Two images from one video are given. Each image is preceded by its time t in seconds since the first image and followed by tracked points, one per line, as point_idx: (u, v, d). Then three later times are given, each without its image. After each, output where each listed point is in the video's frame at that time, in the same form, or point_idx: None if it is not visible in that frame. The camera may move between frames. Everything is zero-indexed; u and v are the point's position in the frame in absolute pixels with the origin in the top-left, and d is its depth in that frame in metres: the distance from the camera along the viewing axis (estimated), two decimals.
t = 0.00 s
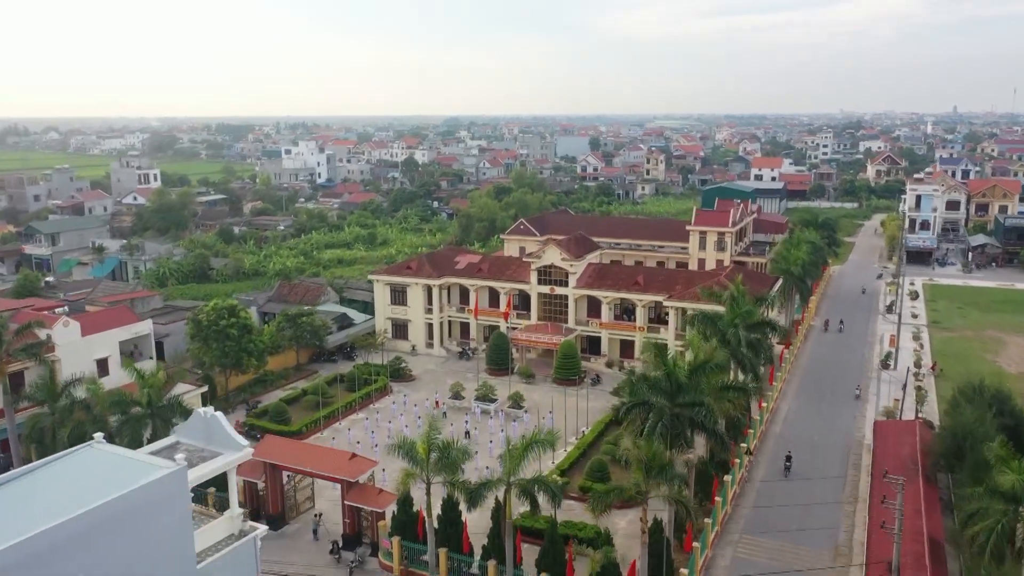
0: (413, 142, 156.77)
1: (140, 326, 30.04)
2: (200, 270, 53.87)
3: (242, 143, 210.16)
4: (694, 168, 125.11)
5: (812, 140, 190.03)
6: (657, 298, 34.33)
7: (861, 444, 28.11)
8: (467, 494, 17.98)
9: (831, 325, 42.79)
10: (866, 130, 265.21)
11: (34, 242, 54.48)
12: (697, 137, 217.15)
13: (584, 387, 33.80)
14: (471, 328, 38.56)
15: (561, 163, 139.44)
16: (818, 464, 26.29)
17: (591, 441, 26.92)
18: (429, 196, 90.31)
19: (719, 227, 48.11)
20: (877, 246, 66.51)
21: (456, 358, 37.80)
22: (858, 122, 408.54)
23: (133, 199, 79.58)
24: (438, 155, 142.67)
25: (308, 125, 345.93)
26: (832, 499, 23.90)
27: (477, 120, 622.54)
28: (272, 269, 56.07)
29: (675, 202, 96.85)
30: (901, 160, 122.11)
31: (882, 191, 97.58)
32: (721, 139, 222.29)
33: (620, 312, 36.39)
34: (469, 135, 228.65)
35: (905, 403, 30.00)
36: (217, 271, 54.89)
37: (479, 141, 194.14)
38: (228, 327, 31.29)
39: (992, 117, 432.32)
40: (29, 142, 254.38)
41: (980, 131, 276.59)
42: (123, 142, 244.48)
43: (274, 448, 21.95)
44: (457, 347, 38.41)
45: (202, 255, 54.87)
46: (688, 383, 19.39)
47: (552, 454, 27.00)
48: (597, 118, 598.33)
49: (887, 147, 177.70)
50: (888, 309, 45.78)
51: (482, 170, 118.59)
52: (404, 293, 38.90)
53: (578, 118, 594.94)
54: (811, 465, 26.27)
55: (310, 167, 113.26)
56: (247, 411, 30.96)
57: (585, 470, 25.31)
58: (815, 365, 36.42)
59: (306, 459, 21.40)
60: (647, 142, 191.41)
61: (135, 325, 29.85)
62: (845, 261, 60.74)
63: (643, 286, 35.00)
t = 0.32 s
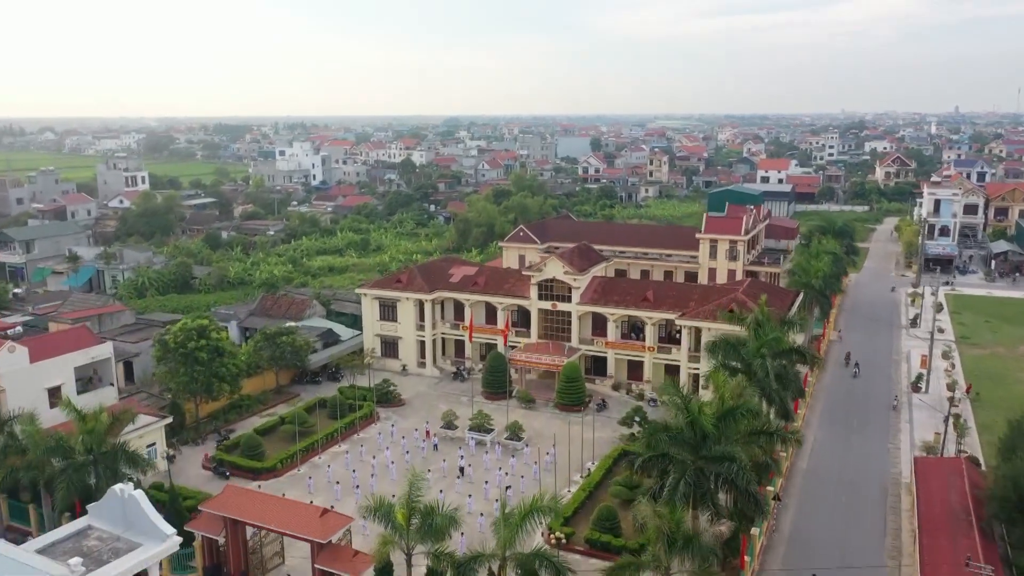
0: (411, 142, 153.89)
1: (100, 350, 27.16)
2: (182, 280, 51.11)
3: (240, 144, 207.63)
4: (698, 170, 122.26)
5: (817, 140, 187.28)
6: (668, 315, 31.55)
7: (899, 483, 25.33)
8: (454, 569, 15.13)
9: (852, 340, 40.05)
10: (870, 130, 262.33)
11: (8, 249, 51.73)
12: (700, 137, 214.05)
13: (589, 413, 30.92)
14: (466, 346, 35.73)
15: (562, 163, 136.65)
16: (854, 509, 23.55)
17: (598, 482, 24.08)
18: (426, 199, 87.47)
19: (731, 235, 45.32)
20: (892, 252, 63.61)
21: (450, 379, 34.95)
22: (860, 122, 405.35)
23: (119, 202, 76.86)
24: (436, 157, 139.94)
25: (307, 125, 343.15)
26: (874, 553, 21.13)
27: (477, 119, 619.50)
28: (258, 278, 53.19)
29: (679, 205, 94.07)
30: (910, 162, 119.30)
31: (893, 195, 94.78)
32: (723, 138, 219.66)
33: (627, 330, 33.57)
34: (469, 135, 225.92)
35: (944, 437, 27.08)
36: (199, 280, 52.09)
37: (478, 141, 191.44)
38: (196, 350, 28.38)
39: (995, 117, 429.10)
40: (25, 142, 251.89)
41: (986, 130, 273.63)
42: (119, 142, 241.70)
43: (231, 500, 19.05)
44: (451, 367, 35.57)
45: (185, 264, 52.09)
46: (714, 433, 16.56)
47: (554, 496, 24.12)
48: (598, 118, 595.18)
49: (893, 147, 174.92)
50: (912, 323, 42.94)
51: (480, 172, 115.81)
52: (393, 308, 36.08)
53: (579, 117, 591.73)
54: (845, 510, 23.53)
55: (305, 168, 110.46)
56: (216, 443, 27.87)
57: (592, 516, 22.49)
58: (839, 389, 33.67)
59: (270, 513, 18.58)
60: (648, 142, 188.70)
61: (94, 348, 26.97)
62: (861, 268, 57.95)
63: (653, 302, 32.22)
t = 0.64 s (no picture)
0: (409, 142, 150.92)
1: (48, 377, 24.30)
2: (160, 289, 48.24)
3: (236, 144, 204.59)
4: (702, 171, 119.21)
5: (821, 139, 184.31)
6: (680, 334, 28.68)
7: (944, 528, 22.45)
8: None
9: (876, 356, 37.14)
10: (874, 130, 259.33)
11: None
12: (703, 137, 211.13)
13: (593, 443, 27.98)
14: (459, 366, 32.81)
15: (562, 164, 133.63)
16: (898, 562, 20.63)
17: (604, 531, 21.22)
18: (422, 201, 84.54)
19: (744, 242, 42.42)
20: (910, 259, 60.65)
21: (442, 402, 32.03)
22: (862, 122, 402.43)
23: (103, 205, 73.98)
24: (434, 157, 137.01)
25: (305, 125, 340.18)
26: None
27: (477, 120, 616.28)
28: (242, 287, 50.23)
29: (684, 206, 91.18)
30: (921, 162, 116.31)
31: (904, 196, 91.85)
32: (726, 139, 216.75)
33: (635, 349, 30.65)
34: (468, 134, 223.03)
35: (994, 476, 24.09)
36: (179, 288, 49.17)
37: (477, 142, 188.63)
38: (157, 376, 25.35)
39: (998, 117, 426.45)
40: (19, 142, 248.68)
41: (990, 130, 270.67)
42: (115, 141, 238.72)
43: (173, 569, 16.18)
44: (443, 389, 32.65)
45: (164, 272, 49.22)
46: (752, 499, 13.68)
47: (556, 547, 21.19)
48: (599, 118, 592.29)
49: (899, 147, 172.11)
50: (939, 337, 39.99)
51: (479, 173, 112.92)
52: (380, 324, 33.19)
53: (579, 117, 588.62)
54: (887, 563, 20.60)
55: (299, 168, 107.49)
56: (178, 481, 24.92)
57: (599, 574, 19.60)
58: (867, 413, 30.74)
59: None
60: (650, 142, 185.86)
61: (40, 376, 24.10)
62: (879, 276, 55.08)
63: (664, 319, 29.34)
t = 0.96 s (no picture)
0: (405, 142, 147.82)
1: None
2: (134, 300, 45.25)
3: (231, 143, 201.49)
4: (705, 171, 116.18)
5: (825, 139, 181.26)
6: (694, 358, 25.76)
7: None
8: None
9: (904, 378, 34.21)
10: (878, 129, 256.28)
11: None
12: (705, 137, 208.04)
13: (597, 481, 25.02)
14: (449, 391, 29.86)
15: (562, 164, 130.61)
16: None
17: None
18: (417, 203, 81.54)
19: (759, 251, 39.40)
20: (928, 265, 57.65)
21: (430, 431, 29.07)
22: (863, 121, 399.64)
23: (84, 208, 70.96)
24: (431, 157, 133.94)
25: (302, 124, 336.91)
26: None
27: (475, 119, 613.29)
28: (222, 297, 47.21)
29: (688, 208, 88.19)
30: (930, 162, 113.26)
31: (916, 198, 88.86)
32: (727, 138, 213.78)
33: (644, 373, 27.69)
34: (467, 134, 219.95)
35: None
36: (155, 298, 46.17)
37: (477, 141, 185.72)
38: (104, 410, 22.37)
39: (1001, 117, 423.38)
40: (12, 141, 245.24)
41: (995, 130, 267.66)
42: (109, 141, 235.40)
43: None
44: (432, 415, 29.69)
45: (139, 281, 46.24)
46: None
47: None
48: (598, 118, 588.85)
49: (904, 147, 169.09)
50: (969, 353, 37.03)
51: (476, 173, 109.83)
52: (363, 343, 30.24)
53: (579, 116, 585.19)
54: None
55: (291, 169, 104.37)
56: (127, 529, 21.96)
57: None
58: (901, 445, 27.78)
59: None
60: (652, 142, 182.91)
61: None
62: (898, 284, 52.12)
63: (676, 341, 26.41)
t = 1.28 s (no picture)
0: (402, 142, 144.79)
1: None
2: (105, 313, 42.32)
3: (225, 144, 198.12)
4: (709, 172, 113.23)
5: (829, 138, 178.27)
6: (714, 389, 22.82)
7: None
8: None
9: (937, 403, 31.23)
10: (882, 130, 253.32)
11: None
12: (707, 137, 205.13)
13: (605, 528, 22.12)
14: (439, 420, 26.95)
15: (562, 166, 127.62)
16: None
17: None
18: (412, 207, 78.54)
19: (775, 261, 36.55)
20: (949, 273, 54.68)
21: (418, 466, 26.13)
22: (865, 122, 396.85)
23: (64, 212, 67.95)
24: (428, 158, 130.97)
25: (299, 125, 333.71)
26: None
27: (474, 119, 610.53)
28: (201, 309, 44.19)
29: (693, 211, 85.24)
30: (939, 164, 110.36)
31: (928, 201, 85.89)
32: (728, 139, 210.71)
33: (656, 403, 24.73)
34: (465, 134, 216.86)
35: None
36: (128, 311, 43.14)
37: (475, 142, 182.42)
38: (37, 455, 19.38)
39: (1003, 117, 420.72)
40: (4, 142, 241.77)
41: (999, 130, 264.59)
42: (102, 141, 232.06)
43: None
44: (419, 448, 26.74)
45: (111, 293, 43.25)
46: None
47: None
48: (598, 118, 585.88)
49: (910, 147, 166.11)
50: (1006, 372, 34.10)
51: (474, 175, 106.86)
52: (344, 368, 27.29)
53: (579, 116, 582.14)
54: None
55: (284, 171, 101.31)
56: None
57: None
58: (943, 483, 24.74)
59: None
60: (653, 142, 179.93)
61: None
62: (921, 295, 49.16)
63: (692, 368, 23.46)
